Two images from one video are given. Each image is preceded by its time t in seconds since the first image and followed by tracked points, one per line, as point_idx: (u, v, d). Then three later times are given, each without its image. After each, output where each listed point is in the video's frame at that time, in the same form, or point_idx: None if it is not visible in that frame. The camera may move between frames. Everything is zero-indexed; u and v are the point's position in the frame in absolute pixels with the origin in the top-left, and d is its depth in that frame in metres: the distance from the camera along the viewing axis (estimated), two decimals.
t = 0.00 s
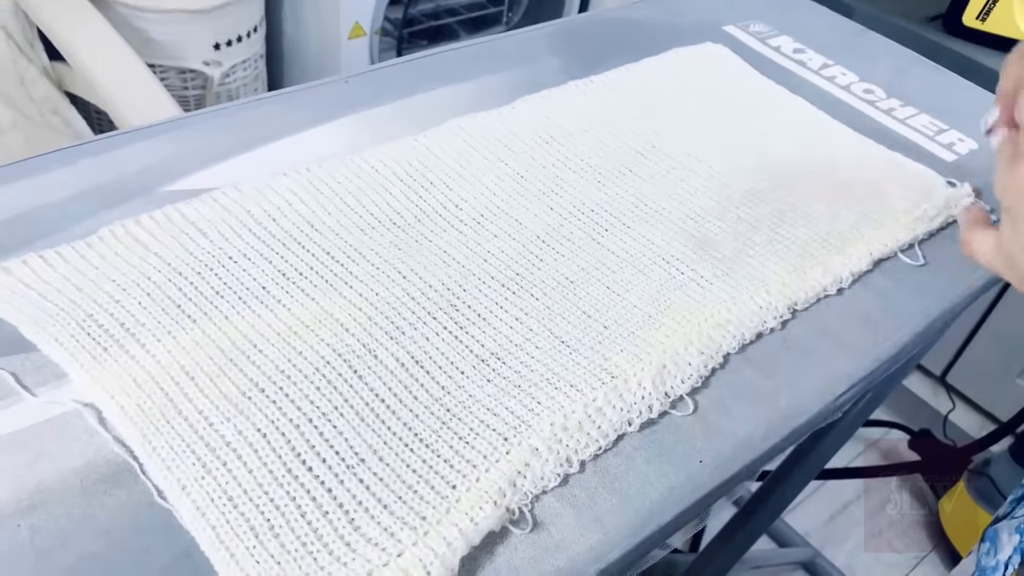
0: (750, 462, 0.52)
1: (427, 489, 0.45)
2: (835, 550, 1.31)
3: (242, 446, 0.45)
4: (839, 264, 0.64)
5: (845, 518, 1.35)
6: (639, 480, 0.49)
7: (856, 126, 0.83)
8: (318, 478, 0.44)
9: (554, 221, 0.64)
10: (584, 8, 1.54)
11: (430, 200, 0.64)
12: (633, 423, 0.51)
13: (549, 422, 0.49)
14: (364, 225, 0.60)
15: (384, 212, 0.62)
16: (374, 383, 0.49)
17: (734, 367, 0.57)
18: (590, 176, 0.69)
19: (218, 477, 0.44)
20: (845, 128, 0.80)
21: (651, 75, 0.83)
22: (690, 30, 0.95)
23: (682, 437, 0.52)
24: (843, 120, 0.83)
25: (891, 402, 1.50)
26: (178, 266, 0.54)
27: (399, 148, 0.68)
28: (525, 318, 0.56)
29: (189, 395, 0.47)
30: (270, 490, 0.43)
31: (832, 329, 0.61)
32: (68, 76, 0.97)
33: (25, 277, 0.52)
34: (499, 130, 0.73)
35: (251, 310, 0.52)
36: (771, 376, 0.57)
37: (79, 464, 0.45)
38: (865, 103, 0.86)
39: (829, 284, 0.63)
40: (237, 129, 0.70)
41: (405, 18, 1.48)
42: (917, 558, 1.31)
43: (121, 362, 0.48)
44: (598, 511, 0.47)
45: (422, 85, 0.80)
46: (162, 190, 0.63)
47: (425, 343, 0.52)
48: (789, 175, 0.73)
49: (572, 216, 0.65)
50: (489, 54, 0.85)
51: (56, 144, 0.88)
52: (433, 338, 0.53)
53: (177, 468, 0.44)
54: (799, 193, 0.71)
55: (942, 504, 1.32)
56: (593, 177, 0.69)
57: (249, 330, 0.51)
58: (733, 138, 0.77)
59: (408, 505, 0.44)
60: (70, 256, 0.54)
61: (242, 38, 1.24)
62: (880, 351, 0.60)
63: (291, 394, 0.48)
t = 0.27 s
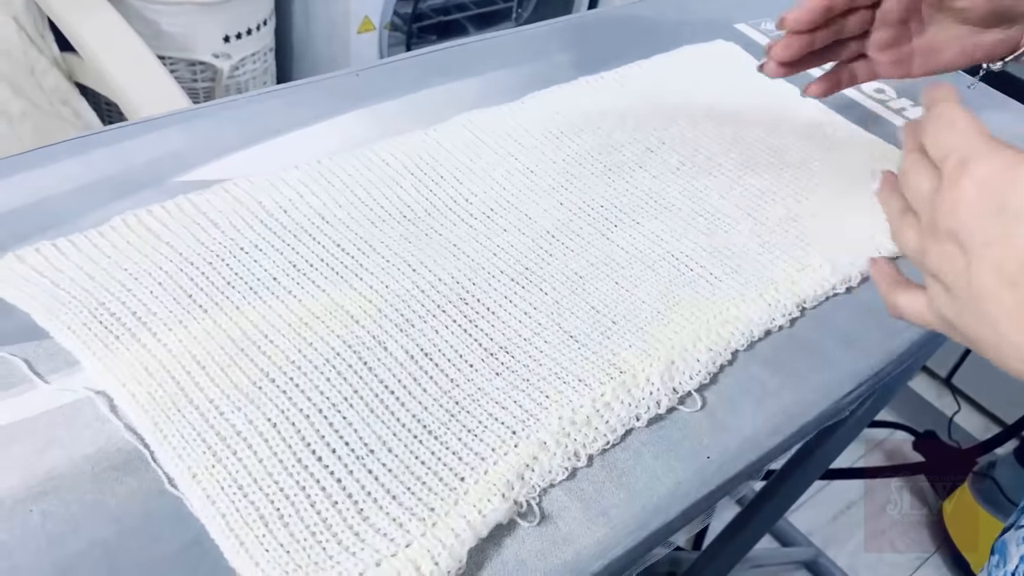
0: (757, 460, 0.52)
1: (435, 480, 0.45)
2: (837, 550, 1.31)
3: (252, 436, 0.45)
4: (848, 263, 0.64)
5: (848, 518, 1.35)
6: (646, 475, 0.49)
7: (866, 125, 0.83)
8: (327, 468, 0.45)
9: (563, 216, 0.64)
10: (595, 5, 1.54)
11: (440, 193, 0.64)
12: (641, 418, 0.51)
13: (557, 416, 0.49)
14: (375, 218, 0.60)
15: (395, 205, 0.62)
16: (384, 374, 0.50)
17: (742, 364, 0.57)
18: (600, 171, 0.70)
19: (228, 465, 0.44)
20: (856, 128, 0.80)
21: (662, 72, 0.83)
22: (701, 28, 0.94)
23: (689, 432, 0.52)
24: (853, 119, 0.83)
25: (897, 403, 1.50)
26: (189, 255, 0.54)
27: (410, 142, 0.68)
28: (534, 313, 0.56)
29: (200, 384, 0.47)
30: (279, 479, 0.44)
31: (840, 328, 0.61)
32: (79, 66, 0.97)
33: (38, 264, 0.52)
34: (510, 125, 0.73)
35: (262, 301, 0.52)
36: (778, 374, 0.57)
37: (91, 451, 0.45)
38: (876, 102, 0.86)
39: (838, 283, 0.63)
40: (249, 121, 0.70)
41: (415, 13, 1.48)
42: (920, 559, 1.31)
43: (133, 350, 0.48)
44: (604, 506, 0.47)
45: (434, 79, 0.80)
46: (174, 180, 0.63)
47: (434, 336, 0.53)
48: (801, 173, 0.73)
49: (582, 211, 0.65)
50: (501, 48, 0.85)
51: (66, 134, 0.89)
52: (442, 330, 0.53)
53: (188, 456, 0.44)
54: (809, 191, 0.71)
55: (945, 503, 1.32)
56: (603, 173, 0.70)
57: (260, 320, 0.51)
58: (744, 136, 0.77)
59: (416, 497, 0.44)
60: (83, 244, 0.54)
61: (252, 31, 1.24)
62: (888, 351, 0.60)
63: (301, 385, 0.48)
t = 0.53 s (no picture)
0: (767, 459, 0.52)
1: (446, 475, 0.45)
2: (842, 551, 1.31)
3: (265, 428, 0.45)
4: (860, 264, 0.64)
5: (854, 520, 1.35)
6: (656, 472, 0.49)
7: (880, 127, 0.83)
8: (338, 461, 0.45)
9: (576, 214, 0.64)
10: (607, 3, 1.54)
11: (452, 189, 0.64)
12: (652, 416, 0.51)
13: (568, 413, 0.49)
14: (388, 212, 0.60)
15: (407, 200, 0.62)
16: (396, 369, 0.50)
17: (753, 364, 0.57)
18: (612, 169, 0.70)
19: (240, 456, 0.44)
20: (868, 129, 0.80)
21: (675, 71, 0.83)
22: (714, 27, 0.94)
23: (700, 430, 0.52)
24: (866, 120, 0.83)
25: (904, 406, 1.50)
26: (203, 247, 0.54)
27: (423, 137, 0.69)
28: (546, 310, 0.56)
29: (213, 375, 0.47)
30: (291, 471, 0.44)
31: (851, 329, 0.61)
32: (92, 57, 0.97)
33: (53, 253, 0.53)
34: (523, 121, 0.73)
35: (276, 293, 0.52)
36: (789, 374, 0.57)
37: (103, 440, 0.46)
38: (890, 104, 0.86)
39: (850, 284, 0.63)
40: (263, 114, 0.70)
41: (427, 8, 1.48)
42: (926, 562, 1.30)
43: (147, 340, 0.48)
44: (614, 503, 0.47)
45: (447, 74, 0.80)
46: (188, 171, 0.63)
47: (446, 331, 0.53)
48: (813, 174, 0.73)
49: (594, 209, 0.65)
50: (515, 45, 0.85)
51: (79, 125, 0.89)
52: (454, 326, 0.53)
53: (200, 447, 0.44)
54: (821, 192, 0.71)
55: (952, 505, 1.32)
56: (616, 171, 0.70)
57: (273, 313, 0.51)
58: (756, 135, 0.77)
59: (427, 491, 0.44)
60: (97, 233, 0.54)
61: (264, 24, 1.24)
62: (900, 353, 0.60)
63: (313, 377, 0.48)
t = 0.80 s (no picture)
0: (775, 463, 0.52)
1: (451, 473, 0.45)
2: (846, 555, 1.30)
3: (271, 421, 0.45)
4: (871, 267, 0.63)
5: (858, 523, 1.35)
6: (662, 474, 0.49)
7: (894, 129, 0.82)
8: (344, 456, 0.45)
9: (586, 212, 0.64)
10: None
11: (463, 185, 0.64)
12: (658, 417, 0.51)
13: (574, 412, 0.49)
14: (397, 207, 0.60)
15: (417, 195, 0.62)
16: (403, 365, 0.50)
17: (762, 366, 0.57)
18: (624, 168, 0.69)
19: (246, 450, 0.44)
20: (882, 132, 0.80)
21: (689, 70, 0.83)
22: (728, 26, 0.94)
23: (707, 432, 0.52)
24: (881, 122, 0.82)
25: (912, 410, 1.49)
26: (212, 239, 0.54)
27: (435, 132, 0.68)
28: (554, 308, 0.56)
29: (220, 368, 0.47)
30: (296, 466, 0.44)
31: (861, 333, 0.61)
32: (105, 45, 0.97)
33: (63, 242, 0.53)
34: (535, 118, 0.72)
35: (284, 287, 0.52)
36: (799, 376, 0.57)
37: (110, 430, 0.46)
38: (904, 106, 0.85)
39: (861, 287, 0.63)
40: (275, 106, 0.70)
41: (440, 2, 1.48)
42: (930, 568, 1.30)
43: (155, 332, 0.48)
44: (619, 503, 0.47)
45: (459, 69, 0.79)
46: (199, 162, 0.63)
47: (454, 328, 0.53)
48: (826, 175, 0.73)
49: (605, 208, 0.65)
50: (528, 40, 0.85)
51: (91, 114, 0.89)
52: (462, 323, 0.53)
53: (206, 440, 0.44)
54: (833, 194, 0.71)
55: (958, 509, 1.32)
56: (627, 169, 0.69)
57: (282, 307, 0.51)
58: (769, 136, 0.76)
59: (432, 488, 0.44)
60: (107, 223, 0.54)
61: (277, 15, 1.24)
62: (910, 358, 0.60)
63: (320, 372, 0.48)
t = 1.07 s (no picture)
0: (779, 466, 0.51)
1: (450, 469, 0.45)
2: (850, 559, 1.29)
3: (270, 414, 0.45)
4: (882, 270, 0.63)
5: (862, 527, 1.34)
6: (664, 475, 0.48)
7: (908, 131, 0.81)
8: (343, 450, 0.44)
9: (593, 209, 0.64)
10: None
11: (469, 179, 0.63)
12: (662, 418, 0.51)
13: (577, 411, 0.49)
14: (403, 200, 0.60)
15: (423, 189, 0.61)
16: (404, 359, 0.49)
17: (768, 368, 0.56)
18: (633, 165, 0.69)
19: (244, 442, 0.44)
20: (896, 133, 0.79)
21: (702, 67, 0.82)
22: (743, 23, 0.93)
23: (711, 433, 0.51)
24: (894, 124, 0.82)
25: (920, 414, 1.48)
26: (216, 229, 0.54)
27: (443, 125, 0.68)
28: (559, 305, 0.55)
29: (220, 358, 0.47)
30: (294, 459, 0.43)
31: (870, 337, 0.60)
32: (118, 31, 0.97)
33: (66, 228, 0.52)
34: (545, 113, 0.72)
35: (287, 278, 0.52)
36: (805, 379, 0.56)
37: (108, 419, 0.45)
38: (918, 107, 0.84)
39: (870, 290, 0.62)
40: (283, 96, 0.69)
41: None
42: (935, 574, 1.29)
43: (156, 321, 0.48)
44: (620, 504, 0.46)
45: (470, 62, 0.79)
46: (206, 151, 0.63)
47: (457, 323, 0.52)
48: (838, 177, 0.72)
49: (612, 204, 0.64)
50: (540, 34, 0.84)
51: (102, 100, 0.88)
52: (465, 318, 0.53)
53: (205, 431, 0.44)
54: (844, 196, 0.70)
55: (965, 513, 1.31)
56: (636, 166, 0.69)
57: (284, 298, 0.51)
58: (781, 135, 0.75)
59: (431, 484, 0.44)
60: (111, 210, 0.54)
61: (289, 5, 1.23)
62: (919, 362, 0.59)
63: (321, 364, 0.48)
